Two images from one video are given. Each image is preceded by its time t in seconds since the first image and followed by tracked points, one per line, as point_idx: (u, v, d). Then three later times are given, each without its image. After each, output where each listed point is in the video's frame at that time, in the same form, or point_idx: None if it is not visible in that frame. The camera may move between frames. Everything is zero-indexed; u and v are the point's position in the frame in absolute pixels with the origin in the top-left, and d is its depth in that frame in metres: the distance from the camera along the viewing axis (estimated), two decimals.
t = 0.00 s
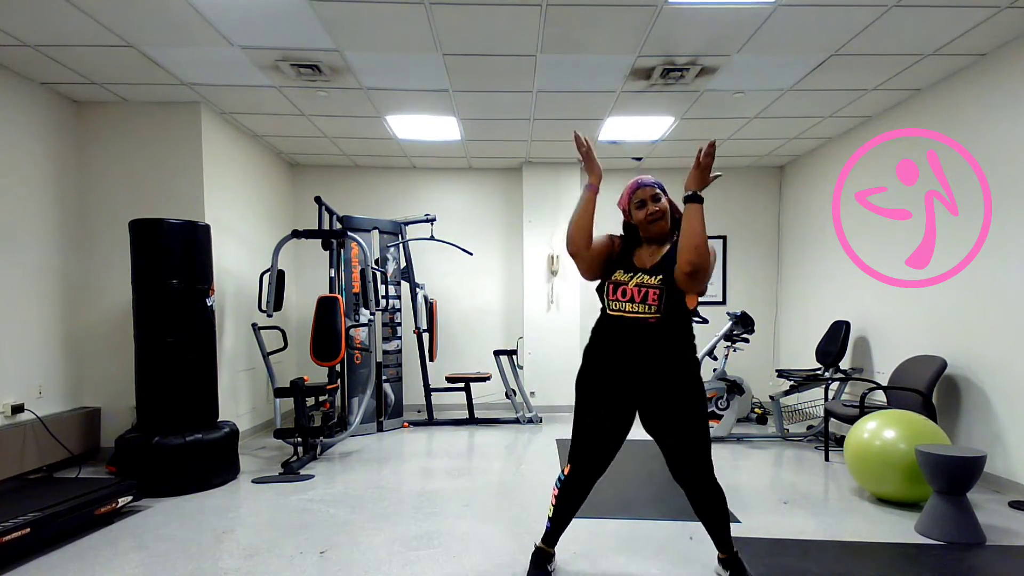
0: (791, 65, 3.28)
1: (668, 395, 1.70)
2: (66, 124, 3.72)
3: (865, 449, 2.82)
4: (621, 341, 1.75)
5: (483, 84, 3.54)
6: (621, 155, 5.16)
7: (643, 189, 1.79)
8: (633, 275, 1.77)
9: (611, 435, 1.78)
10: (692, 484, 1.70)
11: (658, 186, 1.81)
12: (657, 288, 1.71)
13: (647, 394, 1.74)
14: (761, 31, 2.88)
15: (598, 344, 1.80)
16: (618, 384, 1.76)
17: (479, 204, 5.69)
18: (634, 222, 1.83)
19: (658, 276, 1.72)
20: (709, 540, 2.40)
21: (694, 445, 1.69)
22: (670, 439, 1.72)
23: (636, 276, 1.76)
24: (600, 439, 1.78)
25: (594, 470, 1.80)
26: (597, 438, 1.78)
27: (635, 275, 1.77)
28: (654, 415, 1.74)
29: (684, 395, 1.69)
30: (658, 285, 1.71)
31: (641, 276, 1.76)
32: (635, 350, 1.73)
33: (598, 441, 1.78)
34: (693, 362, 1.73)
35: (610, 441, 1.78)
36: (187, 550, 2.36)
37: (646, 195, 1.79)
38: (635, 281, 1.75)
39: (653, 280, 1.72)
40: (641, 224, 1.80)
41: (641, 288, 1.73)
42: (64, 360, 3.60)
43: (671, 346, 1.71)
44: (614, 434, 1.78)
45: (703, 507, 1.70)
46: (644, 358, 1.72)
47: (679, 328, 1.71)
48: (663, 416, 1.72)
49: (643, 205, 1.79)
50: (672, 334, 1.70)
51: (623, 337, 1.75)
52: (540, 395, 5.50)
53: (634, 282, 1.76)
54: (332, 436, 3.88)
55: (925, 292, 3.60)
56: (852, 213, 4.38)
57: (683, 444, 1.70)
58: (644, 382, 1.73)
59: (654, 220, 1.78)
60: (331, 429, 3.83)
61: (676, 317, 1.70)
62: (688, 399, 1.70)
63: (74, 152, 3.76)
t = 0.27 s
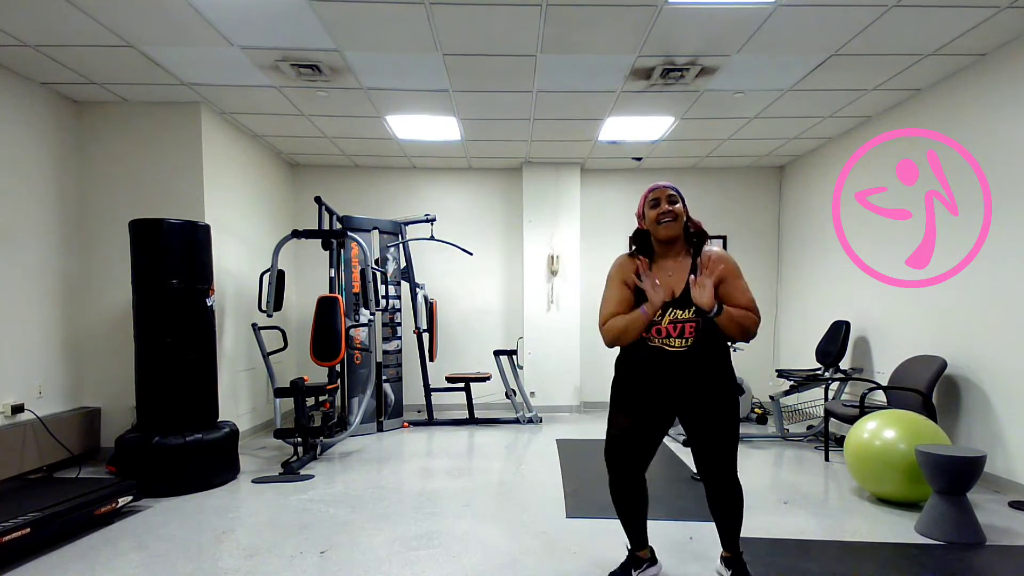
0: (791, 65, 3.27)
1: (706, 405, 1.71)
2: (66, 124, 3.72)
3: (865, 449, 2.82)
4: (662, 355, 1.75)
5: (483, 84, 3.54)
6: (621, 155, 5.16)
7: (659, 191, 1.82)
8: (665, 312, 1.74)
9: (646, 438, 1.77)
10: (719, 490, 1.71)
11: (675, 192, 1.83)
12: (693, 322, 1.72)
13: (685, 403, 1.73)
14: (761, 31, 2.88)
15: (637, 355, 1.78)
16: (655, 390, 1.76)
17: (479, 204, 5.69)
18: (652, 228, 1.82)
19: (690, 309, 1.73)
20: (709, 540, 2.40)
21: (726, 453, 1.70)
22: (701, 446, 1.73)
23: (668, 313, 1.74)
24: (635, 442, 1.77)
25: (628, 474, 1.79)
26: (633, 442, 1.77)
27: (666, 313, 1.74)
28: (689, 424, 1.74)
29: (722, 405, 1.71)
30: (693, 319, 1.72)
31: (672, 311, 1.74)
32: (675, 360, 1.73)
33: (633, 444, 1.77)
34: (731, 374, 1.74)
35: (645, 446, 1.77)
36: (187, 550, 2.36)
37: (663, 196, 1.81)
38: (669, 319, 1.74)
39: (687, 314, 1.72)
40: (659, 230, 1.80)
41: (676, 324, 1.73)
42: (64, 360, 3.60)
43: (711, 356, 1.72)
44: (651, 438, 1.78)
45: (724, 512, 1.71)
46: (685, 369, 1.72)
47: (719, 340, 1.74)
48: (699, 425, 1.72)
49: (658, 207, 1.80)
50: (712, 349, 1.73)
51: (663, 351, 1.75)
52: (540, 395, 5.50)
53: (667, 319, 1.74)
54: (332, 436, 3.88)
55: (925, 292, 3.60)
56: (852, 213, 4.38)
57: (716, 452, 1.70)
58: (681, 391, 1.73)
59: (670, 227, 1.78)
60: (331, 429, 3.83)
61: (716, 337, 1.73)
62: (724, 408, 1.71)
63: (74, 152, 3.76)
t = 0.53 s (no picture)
0: (792, 65, 3.28)
1: (687, 390, 1.70)
2: (66, 124, 3.72)
3: (865, 449, 2.82)
4: (645, 339, 1.75)
5: (483, 84, 3.54)
6: (621, 155, 5.16)
7: (659, 170, 1.80)
8: (662, 279, 1.74)
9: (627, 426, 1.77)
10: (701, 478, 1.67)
11: (670, 170, 1.83)
12: (691, 286, 1.73)
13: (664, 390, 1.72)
14: (760, 31, 2.88)
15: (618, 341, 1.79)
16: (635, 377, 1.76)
17: (479, 204, 5.69)
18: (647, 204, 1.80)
19: (686, 273, 1.75)
20: (709, 540, 2.41)
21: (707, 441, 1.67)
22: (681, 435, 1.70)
23: (664, 281, 1.74)
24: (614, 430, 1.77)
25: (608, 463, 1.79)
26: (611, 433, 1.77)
27: (663, 279, 1.74)
28: (667, 413, 1.73)
29: (702, 392, 1.70)
30: (690, 282, 1.74)
31: (668, 278, 1.74)
32: (655, 346, 1.74)
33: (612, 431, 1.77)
34: (712, 361, 1.76)
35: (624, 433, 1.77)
36: (187, 550, 2.36)
37: (661, 175, 1.80)
38: (667, 286, 1.73)
39: (684, 278, 1.74)
40: (654, 206, 1.78)
41: (674, 290, 1.73)
42: (65, 360, 3.61)
43: (692, 342, 1.73)
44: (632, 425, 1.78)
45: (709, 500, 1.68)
46: (667, 354, 1.72)
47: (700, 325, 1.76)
48: (678, 412, 1.70)
49: (655, 185, 1.80)
50: (695, 334, 1.74)
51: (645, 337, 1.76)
52: (540, 395, 5.50)
53: (664, 286, 1.74)
54: (332, 435, 3.88)
55: (925, 292, 3.60)
56: (852, 213, 4.38)
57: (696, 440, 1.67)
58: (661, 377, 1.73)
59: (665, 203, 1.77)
60: (331, 429, 3.83)
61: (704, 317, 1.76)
62: (705, 394, 1.70)
63: (74, 152, 3.76)
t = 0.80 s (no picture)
0: (792, 65, 3.28)
1: (646, 408, 1.75)
2: (66, 124, 3.72)
3: (865, 449, 2.82)
4: (596, 364, 1.75)
5: (483, 84, 3.54)
6: (621, 155, 5.16)
7: (639, 187, 1.79)
8: (627, 306, 1.73)
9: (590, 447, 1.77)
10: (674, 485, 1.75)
11: (652, 190, 1.82)
12: (651, 320, 1.76)
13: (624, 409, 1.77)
14: (760, 32, 2.88)
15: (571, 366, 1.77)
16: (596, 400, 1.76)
17: (479, 204, 5.69)
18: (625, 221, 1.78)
19: (650, 307, 1.76)
20: (709, 540, 2.41)
21: (678, 451, 1.73)
22: (651, 446, 1.77)
23: (628, 308, 1.74)
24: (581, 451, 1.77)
25: (578, 483, 1.79)
26: (585, 449, 1.77)
27: (629, 307, 1.74)
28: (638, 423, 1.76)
29: (665, 404, 1.75)
30: (651, 317, 1.76)
31: (634, 305, 1.74)
32: (610, 369, 1.75)
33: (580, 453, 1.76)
34: (661, 380, 1.80)
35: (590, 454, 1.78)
36: (187, 549, 2.36)
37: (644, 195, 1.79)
38: (630, 313, 1.73)
39: (648, 310, 1.75)
40: (631, 224, 1.77)
41: (636, 320, 1.74)
42: (65, 360, 3.61)
43: (641, 363, 1.77)
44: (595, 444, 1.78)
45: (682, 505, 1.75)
46: (620, 377, 1.75)
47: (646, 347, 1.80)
48: (643, 427, 1.75)
49: (636, 203, 1.78)
50: (640, 357, 1.78)
51: (592, 362, 1.75)
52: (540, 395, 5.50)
53: (628, 314, 1.74)
54: (332, 436, 3.88)
55: (925, 292, 3.60)
56: (852, 213, 4.38)
57: (665, 450, 1.74)
58: (619, 397, 1.76)
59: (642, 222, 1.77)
60: (331, 429, 3.83)
61: (647, 343, 1.80)
62: (669, 409, 1.75)
63: (74, 152, 3.76)
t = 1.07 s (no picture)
0: (791, 65, 3.28)
1: (637, 402, 1.74)
2: (66, 124, 3.72)
3: (865, 449, 2.82)
4: (585, 354, 1.74)
5: (483, 84, 3.54)
6: (621, 155, 5.16)
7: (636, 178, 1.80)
8: (603, 286, 1.74)
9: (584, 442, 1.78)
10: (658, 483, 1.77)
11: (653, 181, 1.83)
12: (627, 304, 1.72)
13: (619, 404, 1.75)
14: (760, 32, 2.88)
15: (560, 357, 1.78)
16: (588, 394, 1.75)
17: (479, 204, 5.69)
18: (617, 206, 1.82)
19: (628, 290, 1.72)
20: (709, 540, 2.41)
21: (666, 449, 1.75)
22: (639, 445, 1.77)
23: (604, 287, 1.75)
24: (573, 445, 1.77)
25: (568, 476, 1.80)
26: (575, 441, 1.77)
27: (604, 286, 1.74)
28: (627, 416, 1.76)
29: (647, 395, 1.75)
30: (627, 300, 1.72)
31: (610, 286, 1.74)
32: (603, 359, 1.73)
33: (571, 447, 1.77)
34: (645, 372, 1.77)
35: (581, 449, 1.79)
36: (187, 549, 2.36)
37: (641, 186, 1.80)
38: (604, 293, 1.74)
39: (624, 293, 1.72)
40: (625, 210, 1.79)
41: (610, 300, 1.73)
42: (64, 360, 3.61)
43: (636, 353, 1.75)
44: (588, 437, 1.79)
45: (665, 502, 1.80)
46: (613, 368, 1.73)
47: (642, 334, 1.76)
48: (636, 423, 1.75)
49: (631, 191, 1.79)
50: (632, 346, 1.74)
51: (580, 351, 1.75)
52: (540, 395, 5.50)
53: (602, 293, 1.74)
54: (332, 436, 3.88)
55: (925, 292, 3.60)
56: (852, 213, 4.38)
57: (652, 450, 1.75)
58: (613, 390, 1.75)
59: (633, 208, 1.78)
60: (331, 429, 3.83)
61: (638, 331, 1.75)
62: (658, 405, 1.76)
63: (74, 152, 3.76)
